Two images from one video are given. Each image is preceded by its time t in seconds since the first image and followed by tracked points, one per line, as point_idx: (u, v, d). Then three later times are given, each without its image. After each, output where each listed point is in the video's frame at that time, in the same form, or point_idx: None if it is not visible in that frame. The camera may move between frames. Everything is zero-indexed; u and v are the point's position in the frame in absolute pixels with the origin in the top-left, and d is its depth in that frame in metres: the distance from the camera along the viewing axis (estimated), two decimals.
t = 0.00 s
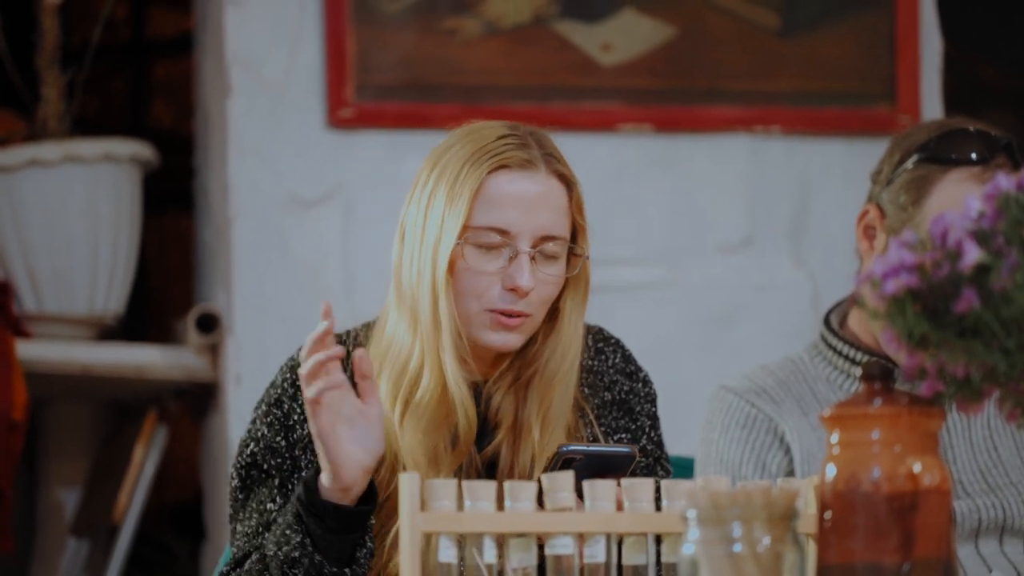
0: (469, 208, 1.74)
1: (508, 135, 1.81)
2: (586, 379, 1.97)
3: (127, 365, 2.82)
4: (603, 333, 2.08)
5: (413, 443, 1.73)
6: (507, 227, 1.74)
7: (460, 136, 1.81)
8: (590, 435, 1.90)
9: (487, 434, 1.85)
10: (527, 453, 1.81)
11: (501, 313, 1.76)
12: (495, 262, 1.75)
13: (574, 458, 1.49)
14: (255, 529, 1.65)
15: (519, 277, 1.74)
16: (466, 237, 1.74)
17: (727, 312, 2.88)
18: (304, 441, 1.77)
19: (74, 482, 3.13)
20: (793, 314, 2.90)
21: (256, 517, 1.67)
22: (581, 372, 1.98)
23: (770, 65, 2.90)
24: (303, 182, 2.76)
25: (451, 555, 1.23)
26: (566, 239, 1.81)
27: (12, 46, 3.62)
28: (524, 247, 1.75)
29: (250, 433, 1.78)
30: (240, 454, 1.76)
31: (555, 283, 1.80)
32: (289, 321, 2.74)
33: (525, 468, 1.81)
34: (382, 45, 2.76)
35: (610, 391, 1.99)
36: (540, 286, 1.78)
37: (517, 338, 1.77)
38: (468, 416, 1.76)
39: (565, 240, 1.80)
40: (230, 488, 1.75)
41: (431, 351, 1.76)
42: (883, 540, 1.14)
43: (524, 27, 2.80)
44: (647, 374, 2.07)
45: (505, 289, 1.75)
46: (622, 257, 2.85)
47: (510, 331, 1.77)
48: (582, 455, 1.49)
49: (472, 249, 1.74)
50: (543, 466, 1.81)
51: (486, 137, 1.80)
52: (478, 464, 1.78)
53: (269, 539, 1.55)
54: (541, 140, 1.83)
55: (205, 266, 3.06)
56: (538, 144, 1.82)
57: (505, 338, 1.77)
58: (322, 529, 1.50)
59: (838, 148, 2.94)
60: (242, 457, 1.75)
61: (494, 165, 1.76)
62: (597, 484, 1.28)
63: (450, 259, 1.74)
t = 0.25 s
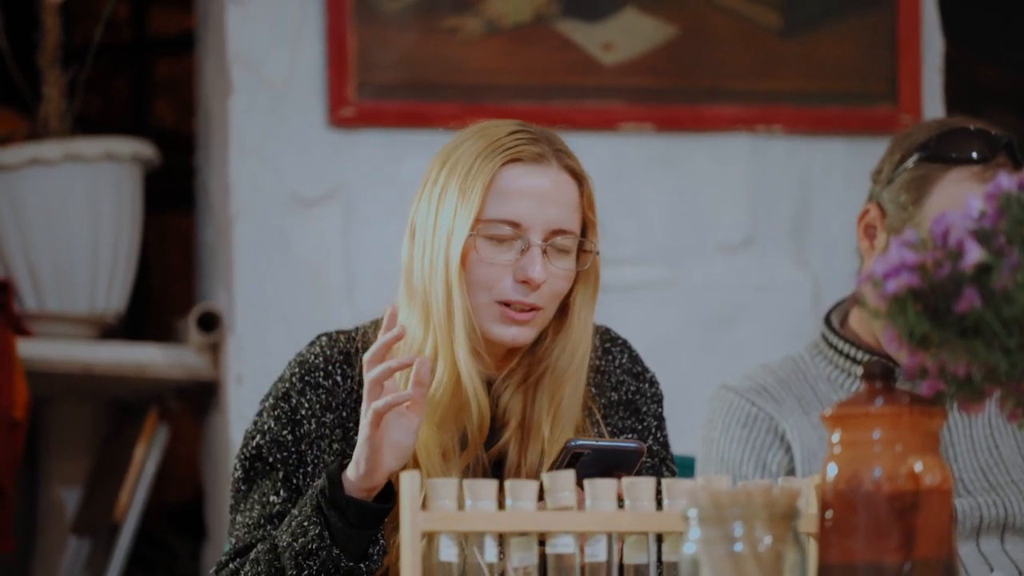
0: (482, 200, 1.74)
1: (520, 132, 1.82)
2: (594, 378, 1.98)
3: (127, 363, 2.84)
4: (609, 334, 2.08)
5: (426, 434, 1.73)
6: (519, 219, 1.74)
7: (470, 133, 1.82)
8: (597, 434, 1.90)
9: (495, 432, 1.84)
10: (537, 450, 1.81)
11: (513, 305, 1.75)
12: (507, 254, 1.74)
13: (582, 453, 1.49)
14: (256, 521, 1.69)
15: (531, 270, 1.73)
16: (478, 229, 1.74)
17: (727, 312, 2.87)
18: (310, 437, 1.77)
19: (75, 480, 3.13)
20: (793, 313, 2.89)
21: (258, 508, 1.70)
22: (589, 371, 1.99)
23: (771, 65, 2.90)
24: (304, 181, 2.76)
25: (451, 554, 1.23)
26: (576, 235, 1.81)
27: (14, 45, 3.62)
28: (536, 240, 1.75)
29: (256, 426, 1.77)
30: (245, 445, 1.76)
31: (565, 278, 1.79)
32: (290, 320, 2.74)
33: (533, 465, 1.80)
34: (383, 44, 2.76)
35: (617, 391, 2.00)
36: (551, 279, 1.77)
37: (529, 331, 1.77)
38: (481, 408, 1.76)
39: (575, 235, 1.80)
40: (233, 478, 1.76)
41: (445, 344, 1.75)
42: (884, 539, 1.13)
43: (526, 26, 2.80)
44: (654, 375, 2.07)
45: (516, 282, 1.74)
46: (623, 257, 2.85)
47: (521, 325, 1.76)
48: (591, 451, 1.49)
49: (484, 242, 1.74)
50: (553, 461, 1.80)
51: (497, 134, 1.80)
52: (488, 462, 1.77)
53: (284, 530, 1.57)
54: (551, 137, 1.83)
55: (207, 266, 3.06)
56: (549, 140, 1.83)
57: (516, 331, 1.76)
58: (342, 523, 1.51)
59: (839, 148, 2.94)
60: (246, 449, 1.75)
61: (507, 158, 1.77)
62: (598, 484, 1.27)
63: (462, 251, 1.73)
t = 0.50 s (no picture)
0: (486, 200, 1.74)
1: (520, 132, 1.81)
2: (596, 380, 1.98)
3: (128, 363, 2.84)
4: (610, 335, 2.09)
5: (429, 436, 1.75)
6: (523, 219, 1.74)
7: (471, 134, 1.82)
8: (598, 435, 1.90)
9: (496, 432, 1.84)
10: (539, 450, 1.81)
11: (519, 305, 1.75)
12: (512, 254, 1.74)
13: (588, 451, 1.49)
14: (253, 523, 1.68)
15: (537, 269, 1.72)
16: (483, 230, 1.73)
17: (727, 312, 2.87)
18: (308, 439, 1.77)
19: (75, 481, 3.13)
20: (794, 314, 2.89)
21: (255, 510, 1.69)
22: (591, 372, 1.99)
23: (772, 66, 2.90)
24: (304, 182, 2.76)
25: (452, 555, 1.23)
26: (579, 233, 1.80)
27: (14, 45, 3.62)
28: (540, 239, 1.74)
29: (255, 427, 1.78)
30: (243, 448, 1.76)
31: (569, 277, 1.78)
32: (291, 320, 2.74)
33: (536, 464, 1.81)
34: (384, 45, 2.76)
35: (618, 392, 2.00)
36: (556, 278, 1.76)
37: (534, 331, 1.76)
38: (485, 409, 1.77)
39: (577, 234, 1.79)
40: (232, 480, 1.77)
41: (450, 344, 1.75)
42: (885, 540, 1.13)
43: (527, 27, 2.80)
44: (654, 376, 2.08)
45: (522, 281, 1.74)
46: (623, 257, 2.85)
47: (528, 324, 1.75)
48: (597, 449, 1.49)
49: (489, 242, 1.73)
50: (555, 461, 1.80)
51: (497, 135, 1.80)
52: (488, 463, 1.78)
53: (275, 524, 1.57)
54: (551, 136, 1.83)
55: (208, 266, 3.07)
56: (548, 139, 1.83)
57: (522, 331, 1.75)
58: (334, 512, 1.50)
59: (840, 149, 2.94)
60: (245, 451, 1.75)
61: (509, 158, 1.77)
62: (599, 485, 1.27)
63: (467, 252, 1.73)
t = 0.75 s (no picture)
0: (476, 206, 1.72)
1: (506, 134, 1.80)
2: (590, 381, 1.98)
3: (128, 366, 2.83)
4: (605, 335, 2.08)
5: (425, 442, 1.74)
6: (514, 222, 1.73)
7: (456, 138, 1.80)
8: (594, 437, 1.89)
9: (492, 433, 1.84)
10: (535, 450, 1.81)
11: (514, 309, 1.74)
12: (504, 258, 1.73)
13: (586, 453, 1.48)
14: (258, 536, 1.65)
15: (530, 271, 1.72)
16: (476, 235, 1.72)
17: (727, 314, 2.87)
18: (307, 447, 1.75)
19: (77, 483, 3.13)
20: (794, 315, 2.89)
21: (259, 524, 1.67)
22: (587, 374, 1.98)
23: (773, 67, 2.90)
24: (305, 183, 2.76)
25: (454, 557, 1.23)
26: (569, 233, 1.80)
27: (16, 47, 3.63)
28: (532, 241, 1.73)
29: (252, 439, 1.75)
30: (241, 460, 1.74)
31: (562, 276, 1.78)
32: (292, 321, 2.74)
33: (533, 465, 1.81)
34: (386, 46, 2.76)
35: (614, 392, 1.99)
36: (549, 280, 1.75)
37: (529, 333, 1.75)
38: (480, 413, 1.76)
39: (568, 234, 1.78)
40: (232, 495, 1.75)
41: (443, 348, 1.74)
42: (886, 542, 1.13)
43: (528, 28, 2.80)
44: (650, 375, 2.06)
45: (516, 284, 1.73)
46: (624, 259, 2.85)
47: (522, 327, 1.74)
48: (595, 449, 1.48)
49: (482, 248, 1.72)
50: (552, 462, 1.80)
51: (484, 138, 1.79)
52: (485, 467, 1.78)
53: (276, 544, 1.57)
54: (536, 136, 1.82)
55: (209, 268, 3.07)
56: (535, 139, 1.81)
57: (519, 334, 1.74)
58: (334, 534, 1.50)
59: (841, 150, 2.94)
60: (243, 463, 1.73)
61: (497, 162, 1.75)
62: (600, 487, 1.27)
63: (460, 257, 1.72)
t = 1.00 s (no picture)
0: (460, 207, 1.71)
1: (487, 133, 1.79)
2: (583, 379, 1.96)
3: (129, 366, 2.83)
4: (598, 332, 2.06)
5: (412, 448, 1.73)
6: (499, 221, 1.71)
7: (437, 140, 1.79)
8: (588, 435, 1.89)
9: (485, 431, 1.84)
10: (528, 448, 1.81)
11: (503, 308, 1.72)
12: (491, 258, 1.71)
13: (581, 449, 1.48)
14: (246, 539, 1.65)
15: (519, 270, 1.70)
16: (462, 237, 1.71)
17: (727, 314, 2.87)
18: (296, 450, 1.76)
19: (78, 483, 3.13)
20: (795, 315, 2.89)
21: (247, 526, 1.67)
22: (578, 372, 1.97)
23: (774, 67, 2.90)
24: (306, 183, 2.76)
25: (454, 557, 1.23)
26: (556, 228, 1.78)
27: (17, 47, 3.63)
28: (519, 240, 1.71)
29: (243, 442, 1.77)
30: (233, 463, 1.76)
31: (551, 273, 1.75)
32: (292, 321, 2.74)
33: (527, 463, 1.81)
34: (387, 46, 2.76)
35: (608, 390, 1.97)
36: (539, 277, 1.73)
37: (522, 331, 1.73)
38: (466, 417, 1.75)
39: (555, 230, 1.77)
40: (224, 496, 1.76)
41: (428, 354, 1.74)
42: (886, 542, 1.13)
43: (529, 28, 2.80)
44: (643, 372, 2.05)
45: (505, 284, 1.71)
46: (625, 259, 2.85)
47: (514, 326, 1.72)
48: (590, 447, 1.48)
49: (467, 249, 1.71)
50: (545, 459, 1.80)
51: (466, 138, 1.77)
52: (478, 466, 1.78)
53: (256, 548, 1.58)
54: (517, 133, 1.80)
55: (209, 268, 3.06)
56: (516, 137, 1.80)
57: (511, 333, 1.72)
58: (311, 541, 1.52)
59: (842, 150, 2.94)
60: (234, 466, 1.75)
61: (479, 162, 1.74)
62: (602, 486, 1.26)
63: (447, 259, 1.71)
